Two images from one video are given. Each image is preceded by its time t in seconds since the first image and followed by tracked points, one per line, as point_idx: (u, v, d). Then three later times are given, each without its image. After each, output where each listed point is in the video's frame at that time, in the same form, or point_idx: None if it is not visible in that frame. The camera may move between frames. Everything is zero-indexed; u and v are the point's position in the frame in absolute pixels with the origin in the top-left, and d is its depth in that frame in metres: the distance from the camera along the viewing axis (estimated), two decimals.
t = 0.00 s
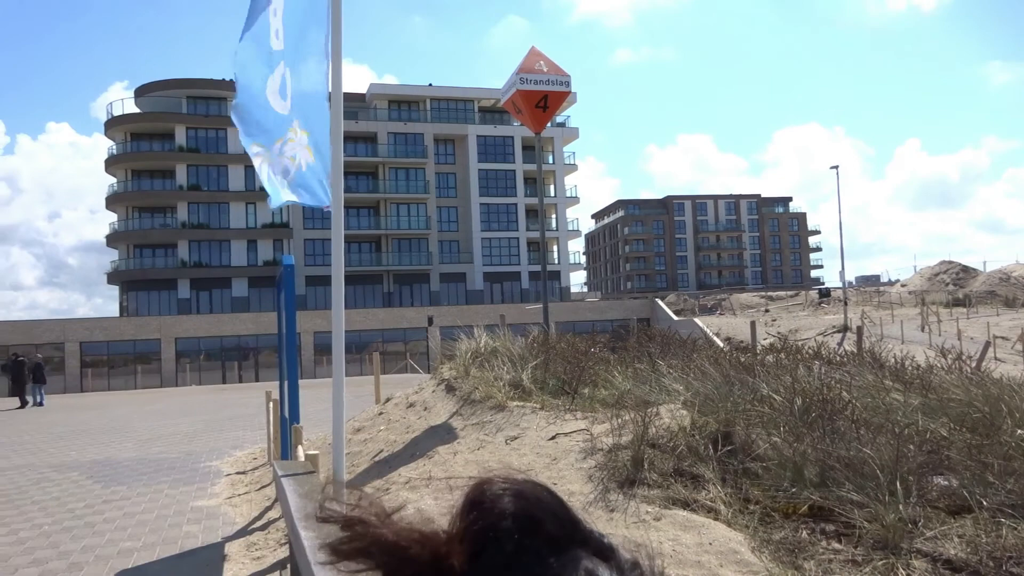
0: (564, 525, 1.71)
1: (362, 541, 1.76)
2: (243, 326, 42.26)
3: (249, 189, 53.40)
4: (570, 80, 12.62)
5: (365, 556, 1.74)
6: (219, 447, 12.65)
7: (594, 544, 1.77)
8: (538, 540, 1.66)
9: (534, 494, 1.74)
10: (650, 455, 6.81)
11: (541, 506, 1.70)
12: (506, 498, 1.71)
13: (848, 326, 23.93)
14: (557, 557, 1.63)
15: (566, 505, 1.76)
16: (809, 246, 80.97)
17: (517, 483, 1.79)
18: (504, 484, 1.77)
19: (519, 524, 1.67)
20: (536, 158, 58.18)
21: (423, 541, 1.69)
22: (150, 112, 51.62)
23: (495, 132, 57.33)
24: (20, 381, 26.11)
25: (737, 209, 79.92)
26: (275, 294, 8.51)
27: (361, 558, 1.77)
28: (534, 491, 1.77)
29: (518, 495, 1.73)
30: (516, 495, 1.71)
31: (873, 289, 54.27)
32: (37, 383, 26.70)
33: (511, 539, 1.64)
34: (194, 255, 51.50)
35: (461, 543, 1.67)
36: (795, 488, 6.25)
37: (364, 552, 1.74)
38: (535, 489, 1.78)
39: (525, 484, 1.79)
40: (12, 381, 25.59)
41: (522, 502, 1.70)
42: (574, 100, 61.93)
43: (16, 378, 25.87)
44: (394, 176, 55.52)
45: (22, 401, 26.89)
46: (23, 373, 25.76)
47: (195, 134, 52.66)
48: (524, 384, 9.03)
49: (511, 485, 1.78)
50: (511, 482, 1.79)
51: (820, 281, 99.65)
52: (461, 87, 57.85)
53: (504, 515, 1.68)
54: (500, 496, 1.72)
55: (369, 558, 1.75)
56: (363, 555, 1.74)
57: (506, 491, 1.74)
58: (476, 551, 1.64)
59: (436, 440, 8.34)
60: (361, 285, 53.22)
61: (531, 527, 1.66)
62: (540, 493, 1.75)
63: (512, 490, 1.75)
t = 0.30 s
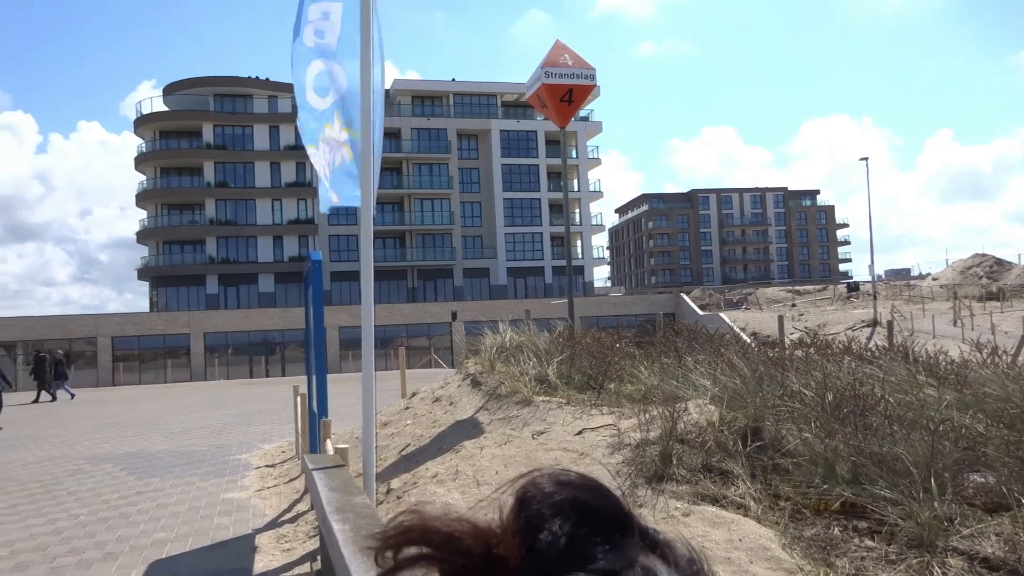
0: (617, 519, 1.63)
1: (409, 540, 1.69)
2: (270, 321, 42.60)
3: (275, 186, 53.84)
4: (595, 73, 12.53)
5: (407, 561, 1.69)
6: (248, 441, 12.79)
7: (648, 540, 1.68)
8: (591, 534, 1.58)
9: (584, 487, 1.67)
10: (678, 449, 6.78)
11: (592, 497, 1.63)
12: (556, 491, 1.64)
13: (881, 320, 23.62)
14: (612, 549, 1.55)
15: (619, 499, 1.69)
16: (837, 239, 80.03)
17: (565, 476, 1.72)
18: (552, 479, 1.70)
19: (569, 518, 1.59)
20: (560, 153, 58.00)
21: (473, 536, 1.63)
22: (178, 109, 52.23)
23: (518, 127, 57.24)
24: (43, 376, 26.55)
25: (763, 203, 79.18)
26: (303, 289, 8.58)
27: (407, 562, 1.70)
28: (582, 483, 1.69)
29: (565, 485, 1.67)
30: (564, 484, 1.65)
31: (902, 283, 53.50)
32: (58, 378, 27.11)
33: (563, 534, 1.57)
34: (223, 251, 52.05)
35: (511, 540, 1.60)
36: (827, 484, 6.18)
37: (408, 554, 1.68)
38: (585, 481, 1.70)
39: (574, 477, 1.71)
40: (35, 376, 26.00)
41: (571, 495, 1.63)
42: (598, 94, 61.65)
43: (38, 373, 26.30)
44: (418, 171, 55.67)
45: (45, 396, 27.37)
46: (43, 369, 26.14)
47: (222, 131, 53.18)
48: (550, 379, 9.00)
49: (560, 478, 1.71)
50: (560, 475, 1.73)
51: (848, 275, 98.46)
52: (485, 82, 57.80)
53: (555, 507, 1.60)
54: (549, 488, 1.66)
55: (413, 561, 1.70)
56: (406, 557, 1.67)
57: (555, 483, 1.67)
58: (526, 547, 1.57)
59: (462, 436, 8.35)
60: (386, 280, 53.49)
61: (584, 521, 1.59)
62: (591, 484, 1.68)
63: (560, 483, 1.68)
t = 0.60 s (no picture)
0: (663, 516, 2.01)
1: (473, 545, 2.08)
2: (295, 317, 42.99)
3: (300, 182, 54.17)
4: (622, 68, 12.46)
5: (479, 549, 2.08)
6: (275, 435, 12.88)
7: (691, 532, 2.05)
8: (642, 529, 1.96)
9: (632, 489, 2.05)
10: (706, 447, 6.73)
11: (640, 498, 2.01)
12: (610, 494, 2.02)
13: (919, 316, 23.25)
14: (661, 542, 1.93)
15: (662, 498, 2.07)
16: (864, 235, 79.12)
17: (615, 479, 2.10)
18: (605, 481, 2.09)
19: (623, 516, 1.98)
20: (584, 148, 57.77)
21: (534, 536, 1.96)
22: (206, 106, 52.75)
23: (542, 122, 57.16)
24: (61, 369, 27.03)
25: (789, 198, 78.46)
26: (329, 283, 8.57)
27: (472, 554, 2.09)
28: (632, 485, 2.07)
29: (614, 488, 2.06)
30: (615, 487, 2.04)
31: (931, 279, 52.81)
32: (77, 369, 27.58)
33: (619, 531, 1.95)
34: (249, 246, 52.45)
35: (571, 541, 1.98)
36: (857, 482, 6.11)
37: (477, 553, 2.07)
38: (632, 481, 2.09)
39: (621, 480, 2.10)
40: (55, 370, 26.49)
41: (623, 496, 2.02)
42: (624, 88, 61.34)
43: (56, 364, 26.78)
44: (442, 167, 55.79)
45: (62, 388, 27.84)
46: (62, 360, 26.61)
47: (248, 128, 53.62)
48: (576, 375, 8.99)
49: (611, 481, 2.09)
50: (609, 479, 2.11)
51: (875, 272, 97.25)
52: (509, 78, 57.80)
53: (611, 509, 1.98)
54: (602, 489, 2.05)
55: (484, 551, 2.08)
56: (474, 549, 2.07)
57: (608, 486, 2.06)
58: (588, 543, 1.95)
59: (489, 431, 8.37)
60: (410, 276, 53.72)
61: (637, 521, 1.97)
62: (636, 486, 2.07)
63: (612, 486, 2.06)
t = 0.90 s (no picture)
0: (730, 529, 1.77)
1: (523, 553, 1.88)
2: (316, 316, 43.21)
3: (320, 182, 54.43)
4: (643, 65, 12.39)
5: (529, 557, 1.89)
6: (298, 435, 12.96)
7: (758, 548, 1.80)
8: (709, 546, 1.72)
9: (697, 498, 1.80)
10: (731, 446, 6.68)
11: (706, 508, 1.77)
12: (672, 502, 1.78)
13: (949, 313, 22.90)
14: (729, 561, 1.69)
15: (728, 506, 1.82)
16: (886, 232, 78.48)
17: (676, 486, 1.85)
18: (665, 488, 1.85)
19: (689, 528, 1.74)
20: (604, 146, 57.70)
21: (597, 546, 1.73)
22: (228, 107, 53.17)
23: (561, 120, 57.11)
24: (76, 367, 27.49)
25: (810, 195, 77.94)
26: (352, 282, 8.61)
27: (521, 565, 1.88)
28: (696, 494, 1.83)
29: (674, 496, 1.81)
30: (679, 496, 1.79)
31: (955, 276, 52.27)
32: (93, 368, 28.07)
33: (684, 544, 1.71)
34: (270, 246, 52.79)
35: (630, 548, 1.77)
36: (886, 482, 6.04)
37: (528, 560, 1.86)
38: (693, 489, 1.85)
39: (682, 488, 1.86)
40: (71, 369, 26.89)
41: (686, 506, 1.77)
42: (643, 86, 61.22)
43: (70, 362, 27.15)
44: (461, 166, 55.88)
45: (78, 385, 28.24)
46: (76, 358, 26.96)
47: (269, 128, 53.97)
48: (598, 374, 8.97)
49: (672, 489, 1.85)
50: (669, 485, 1.87)
51: (897, 268, 96.24)
52: (528, 76, 57.76)
53: (674, 519, 1.74)
54: (663, 498, 1.80)
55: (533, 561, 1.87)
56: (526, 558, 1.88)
57: (669, 493, 1.82)
58: (650, 556, 1.71)
59: (511, 431, 8.36)
60: (430, 275, 53.89)
61: (702, 535, 1.73)
62: (700, 493, 1.83)
63: (673, 495, 1.81)
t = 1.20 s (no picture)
0: (772, 535, 1.74)
1: (563, 557, 1.85)
2: (332, 315, 43.37)
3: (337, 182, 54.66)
4: (661, 65, 12.34)
5: (571, 559, 1.85)
6: (315, 433, 13.02)
7: (801, 554, 1.77)
8: (752, 554, 1.69)
9: (739, 501, 1.78)
10: (750, 448, 6.63)
11: (750, 513, 1.74)
12: (714, 506, 1.76)
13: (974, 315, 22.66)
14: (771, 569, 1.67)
15: (769, 511, 1.79)
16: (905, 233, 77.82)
17: (717, 491, 1.83)
18: (705, 493, 1.82)
19: (733, 535, 1.71)
20: (620, 147, 57.58)
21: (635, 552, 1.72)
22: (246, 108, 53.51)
23: (578, 121, 57.05)
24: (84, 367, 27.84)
25: (829, 196, 77.42)
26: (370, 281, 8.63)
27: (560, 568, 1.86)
28: (736, 496, 1.80)
29: (716, 501, 1.79)
30: (721, 501, 1.76)
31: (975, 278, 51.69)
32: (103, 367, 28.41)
33: (726, 552, 1.68)
34: (287, 246, 53.07)
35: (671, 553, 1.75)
36: (908, 486, 5.97)
37: (567, 565, 1.84)
38: (736, 493, 1.83)
39: (724, 491, 1.83)
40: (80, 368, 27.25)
41: (728, 511, 1.75)
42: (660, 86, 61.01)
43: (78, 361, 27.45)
44: (478, 167, 55.92)
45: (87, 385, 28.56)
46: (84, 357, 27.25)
47: (287, 128, 54.27)
48: (615, 375, 8.93)
49: (713, 492, 1.82)
50: (710, 489, 1.85)
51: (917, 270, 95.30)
52: (545, 76, 57.73)
53: (716, 524, 1.72)
54: (704, 503, 1.78)
55: (574, 564, 1.83)
56: (566, 563, 1.85)
57: (709, 498, 1.79)
58: (692, 565, 1.69)
59: (527, 432, 8.33)
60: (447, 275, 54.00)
61: (746, 543, 1.70)
62: (742, 497, 1.80)
63: (714, 499, 1.79)
